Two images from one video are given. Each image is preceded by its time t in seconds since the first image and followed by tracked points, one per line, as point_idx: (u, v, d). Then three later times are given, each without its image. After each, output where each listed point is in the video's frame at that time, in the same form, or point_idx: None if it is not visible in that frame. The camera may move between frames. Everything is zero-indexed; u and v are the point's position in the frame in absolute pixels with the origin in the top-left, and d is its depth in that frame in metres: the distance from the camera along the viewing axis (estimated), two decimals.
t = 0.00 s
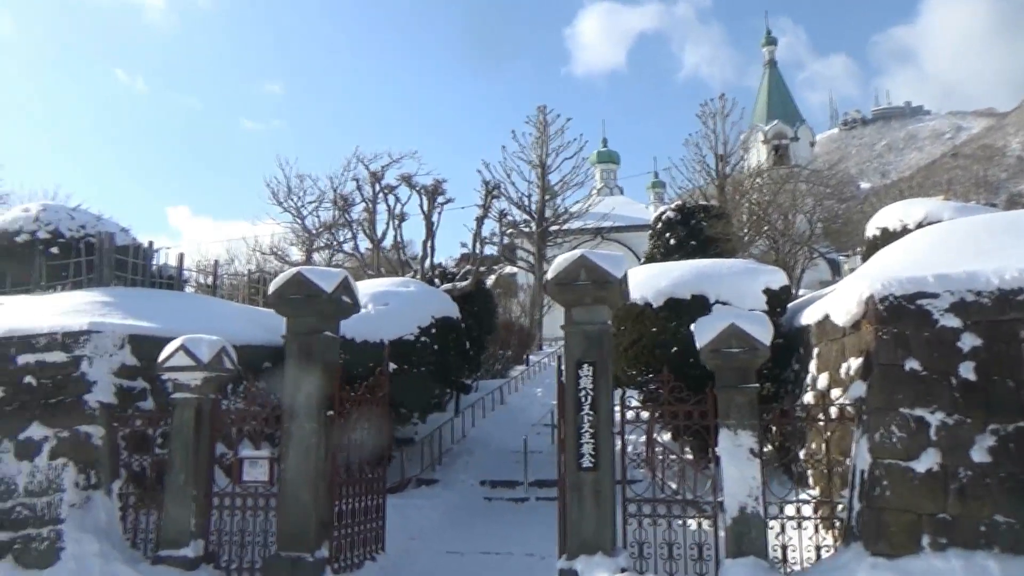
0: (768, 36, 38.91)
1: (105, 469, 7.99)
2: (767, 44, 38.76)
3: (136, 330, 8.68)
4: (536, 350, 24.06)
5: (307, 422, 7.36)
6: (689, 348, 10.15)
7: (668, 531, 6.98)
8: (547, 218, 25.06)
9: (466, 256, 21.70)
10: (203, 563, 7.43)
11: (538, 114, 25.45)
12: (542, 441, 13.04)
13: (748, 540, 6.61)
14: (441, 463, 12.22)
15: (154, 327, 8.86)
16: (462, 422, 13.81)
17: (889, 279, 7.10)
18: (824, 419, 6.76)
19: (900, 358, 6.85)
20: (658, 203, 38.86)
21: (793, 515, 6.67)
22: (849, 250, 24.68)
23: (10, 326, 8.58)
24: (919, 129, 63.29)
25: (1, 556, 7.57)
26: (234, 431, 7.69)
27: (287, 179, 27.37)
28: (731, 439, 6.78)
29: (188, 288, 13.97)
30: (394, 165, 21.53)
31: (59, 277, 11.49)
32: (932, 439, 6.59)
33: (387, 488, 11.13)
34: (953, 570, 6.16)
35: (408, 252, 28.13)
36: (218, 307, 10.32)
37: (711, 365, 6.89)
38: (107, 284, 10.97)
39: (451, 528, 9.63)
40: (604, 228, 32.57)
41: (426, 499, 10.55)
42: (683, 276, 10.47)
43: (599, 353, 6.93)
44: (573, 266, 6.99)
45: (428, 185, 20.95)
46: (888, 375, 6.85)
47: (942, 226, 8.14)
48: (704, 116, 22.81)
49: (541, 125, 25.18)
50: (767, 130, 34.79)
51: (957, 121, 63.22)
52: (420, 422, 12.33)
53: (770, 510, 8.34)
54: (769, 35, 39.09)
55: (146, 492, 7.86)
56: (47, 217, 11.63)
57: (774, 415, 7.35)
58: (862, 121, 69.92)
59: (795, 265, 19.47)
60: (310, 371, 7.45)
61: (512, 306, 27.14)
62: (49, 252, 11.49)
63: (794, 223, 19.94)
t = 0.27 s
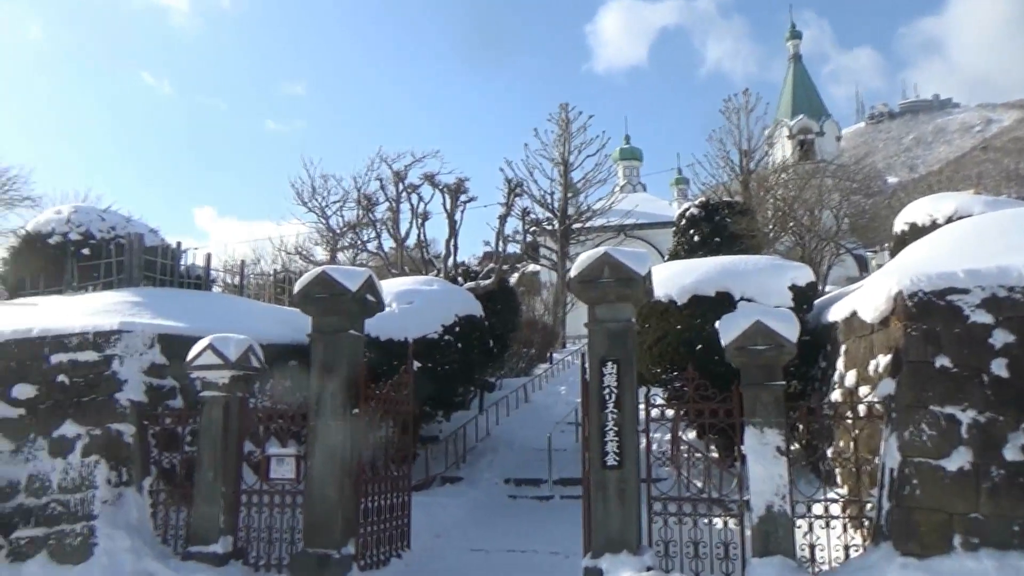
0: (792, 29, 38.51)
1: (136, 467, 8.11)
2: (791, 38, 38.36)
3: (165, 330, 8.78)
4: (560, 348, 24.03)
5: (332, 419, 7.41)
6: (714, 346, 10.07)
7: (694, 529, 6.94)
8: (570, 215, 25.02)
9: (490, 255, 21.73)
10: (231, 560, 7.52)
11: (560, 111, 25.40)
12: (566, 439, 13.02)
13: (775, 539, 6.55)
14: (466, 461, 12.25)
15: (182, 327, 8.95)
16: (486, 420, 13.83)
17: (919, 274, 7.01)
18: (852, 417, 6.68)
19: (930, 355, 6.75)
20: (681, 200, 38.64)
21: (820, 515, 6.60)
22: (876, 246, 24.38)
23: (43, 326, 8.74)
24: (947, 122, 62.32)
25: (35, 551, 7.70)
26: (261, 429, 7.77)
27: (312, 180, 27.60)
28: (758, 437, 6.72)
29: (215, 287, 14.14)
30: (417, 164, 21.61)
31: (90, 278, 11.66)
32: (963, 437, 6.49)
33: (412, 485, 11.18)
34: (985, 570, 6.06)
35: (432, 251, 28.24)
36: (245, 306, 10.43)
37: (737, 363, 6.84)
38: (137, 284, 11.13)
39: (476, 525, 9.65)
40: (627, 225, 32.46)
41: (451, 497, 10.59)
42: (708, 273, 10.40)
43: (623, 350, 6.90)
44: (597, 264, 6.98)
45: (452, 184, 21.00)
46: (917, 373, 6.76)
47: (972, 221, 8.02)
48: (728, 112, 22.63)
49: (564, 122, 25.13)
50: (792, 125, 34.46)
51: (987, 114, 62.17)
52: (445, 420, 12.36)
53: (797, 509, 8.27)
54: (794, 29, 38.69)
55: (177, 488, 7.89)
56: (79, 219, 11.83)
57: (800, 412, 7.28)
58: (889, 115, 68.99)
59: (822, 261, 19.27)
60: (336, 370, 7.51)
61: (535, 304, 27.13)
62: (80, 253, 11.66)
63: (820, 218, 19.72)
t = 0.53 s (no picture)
0: (819, 24, 38.06)
1: (166, 465, 8.22)
2: (817, 33, 37.93)
3: (194, 330, 8.89)
4: (584, 347, 23.98)
5: (359, 418, 7.46)
6: (740, 344, 9.95)
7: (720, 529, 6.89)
8: (594, 214, 24.96)
9: (514, 253, 21.74)
10: (260, 557, 7.60)
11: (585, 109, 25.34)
12: (591, 438, 13.01)
13: (804, 539, 6.49)
14: (491, 459, 12.28)
15: (211, 326, 9.06)
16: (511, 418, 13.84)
17: (950, 271, 6.91)
18: (882, 416, 6.60)
19: (961, 353, 6.65)
20: (706, 198, 38.38)
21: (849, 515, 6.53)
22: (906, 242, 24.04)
23: (76, 326, 8.89)
24: (978, 116, 61.28)
25: (69, 548, 7.83)
26: (288, 427, 7.84)
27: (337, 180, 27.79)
28: (786, 436, 6.66)
29: (243, 287, 14.28)
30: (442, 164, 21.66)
31: (121, 278, 11.83)
32: (996, 436, 6.38)
33: (437, 484, 11.23)
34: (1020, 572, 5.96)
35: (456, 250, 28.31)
36: (272, 306, 10.53)
37: (764, 361, 6.78)
38: (166, 285, 11.28)
39: (502, 524, 9.67)
40: (652, 223, 32.29)
41: (476, 496, 10.62)
42: (734, 271, 10.33)
43: (649, 348, 6.87)
44: (622, 262, 6.95)
45: (476, 183, 21.03)
46: (948, 371, 6.66)
47: (1003, 216, 7.90)
48: (754, 108, 22.42)
49: (588, 120, 25.07)
50: (818, 120, 34.07)
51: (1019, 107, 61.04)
52: (470, 418, 12.39)
53: (826, 509, 8.19)
54: (820, 23, 38.23)
55: (206, 485, 7.95)
56: (109, 221, 12.00)
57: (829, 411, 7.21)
58: (918, 109, 67.99)
59: (850, 258, 19.04)
60: (362, 368, 7.56)
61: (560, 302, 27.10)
62: (111, 254, 11.83)
63: (848, 215, 19.48)
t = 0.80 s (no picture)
0: (849, 17, 37.54)
1: (198, 462, 8.34)
2: (847, 26, 37.41)
3: (225, 329, 9.00)
4: (612, 346, 23.89)
5: (387, 417, 7.50)
6: (770, 342, 9.90)
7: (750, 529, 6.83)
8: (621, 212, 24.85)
9: (541, 252, 21.72)
10: (290, 554, 7.68)
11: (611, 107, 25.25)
12: (619, 437, 12.96)
13: (836, 539, 6.41)
14: (519, 458, 12.29)
15: (241, 326, 9.16)
16: (538, 417, 13.84)
17: (985, 267, 6.78)
18: (915, 415, 6.49)
19: (997, 351, 6.52)
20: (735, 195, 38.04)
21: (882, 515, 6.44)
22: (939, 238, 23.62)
23: (110, 326, 9.03)
24: (1014, 109, 60.05)
25: (104, 544, 7.94)
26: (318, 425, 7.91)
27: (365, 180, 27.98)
28: (817, 435, 6.59)
29: (272, 287, 14.43)
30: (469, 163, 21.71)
31: (153, 279, 11.99)
32: None
33: (466, 482, 11.26)
34: None
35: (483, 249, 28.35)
36: (301, 306, 10.63)
37: (794, 359, 6.71)
38: (198, 285, 11.43)
39: (530, 523, 9.67)
40: (679, 221, 32.08)
41: (504, 494, 10.63)
42: (763, 268, 10.23)
43: (677, 346, 6.83)
44: (649, 260, 6.92)
45: (502, 182, 21.05)
46: (984, 369, 6.53)
47: None
48: (782, 103, 22.17)
49: (614, 118, 24.97)
50: (849, 115, 33.61)
51: None
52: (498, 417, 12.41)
53: (858, 509, 8.09)
54: (850, 17, 37.71)
55: (237, 484, 8.11)
56: (143, 222, 12.29)
57: (860, 410, 7.11)
58: (952, 103, 66.79)
59: (882, 255, 18.76)
60: (390, 366, 7.61)
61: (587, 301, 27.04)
62: (144, 255, 12.01)
63: (880, 211, 19.19)
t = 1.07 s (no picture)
0: (875, 11, 37.06)
1: (227, 462, 8.43)
2: (874, 20, 36.93)
3: (252, 330, 9.10)
4: (637, 345, 23.80)
5: (412, 417, 7.54)
6: (797, 341, 9.80)
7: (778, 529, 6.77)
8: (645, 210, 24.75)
9: (565, 251, 21.70)
10: (319, 553, 7.74)
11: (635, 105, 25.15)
12: (645, 437, 12.91)
13: (865, 540, 6.34)
14: (544, 458, 12.28)
15: (268, 327, 9.26)
16: (563, 416, 13.83)
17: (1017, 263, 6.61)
18: (946, 414, 6.40)
19: None
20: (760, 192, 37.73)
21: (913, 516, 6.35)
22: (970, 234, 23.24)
23: (141, 327, 9.17)
24: None
25: (137, 542, 8.06)
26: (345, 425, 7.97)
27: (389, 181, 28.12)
28: (845, 435, 6.52)
29: (299, 288, 14.56)
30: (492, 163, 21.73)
31: (183, 280, 12.15)
32: None
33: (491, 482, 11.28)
34: None
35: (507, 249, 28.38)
36: (327, 306, 10.71)
37: (822, 359, 6.64)
38: (226, 286, 11.57)
39: (555, 522, 9.67)
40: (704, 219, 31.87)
41: (530, 494, 10.64)
42: (790, 266, 10.14)
43: (703, 346, 6.79)
44: (674, 259, 6.89)
45: (526, 181, 21.06)
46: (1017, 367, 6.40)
47: None
48: (808, 99, 21.92)
49: (638, 116, 24.87)
50: (876, 110, 33.19)
51: None
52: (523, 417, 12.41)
53: (888, 509, 7.99)
54: (876, 11, 37.23)
55: (266, 483, 8.20)
56: (172, 224, 12.47)
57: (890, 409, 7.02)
58: (982, 96, 65.69)
59: (911, 251, 18.49)
60: (416, 366, 7.64)
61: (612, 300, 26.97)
62: (173, 257, 12.17)
63: (909, 206, 18.92)
